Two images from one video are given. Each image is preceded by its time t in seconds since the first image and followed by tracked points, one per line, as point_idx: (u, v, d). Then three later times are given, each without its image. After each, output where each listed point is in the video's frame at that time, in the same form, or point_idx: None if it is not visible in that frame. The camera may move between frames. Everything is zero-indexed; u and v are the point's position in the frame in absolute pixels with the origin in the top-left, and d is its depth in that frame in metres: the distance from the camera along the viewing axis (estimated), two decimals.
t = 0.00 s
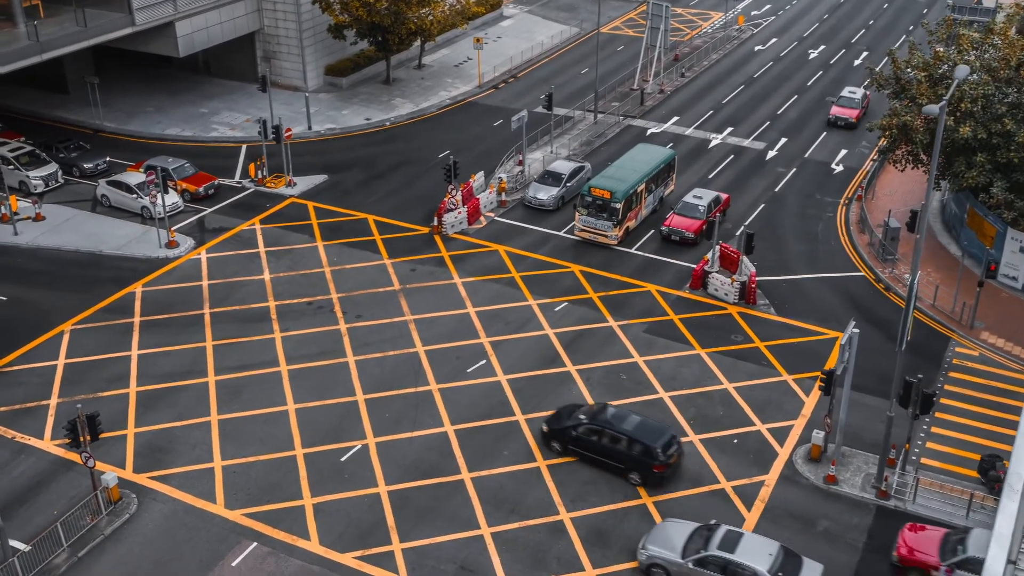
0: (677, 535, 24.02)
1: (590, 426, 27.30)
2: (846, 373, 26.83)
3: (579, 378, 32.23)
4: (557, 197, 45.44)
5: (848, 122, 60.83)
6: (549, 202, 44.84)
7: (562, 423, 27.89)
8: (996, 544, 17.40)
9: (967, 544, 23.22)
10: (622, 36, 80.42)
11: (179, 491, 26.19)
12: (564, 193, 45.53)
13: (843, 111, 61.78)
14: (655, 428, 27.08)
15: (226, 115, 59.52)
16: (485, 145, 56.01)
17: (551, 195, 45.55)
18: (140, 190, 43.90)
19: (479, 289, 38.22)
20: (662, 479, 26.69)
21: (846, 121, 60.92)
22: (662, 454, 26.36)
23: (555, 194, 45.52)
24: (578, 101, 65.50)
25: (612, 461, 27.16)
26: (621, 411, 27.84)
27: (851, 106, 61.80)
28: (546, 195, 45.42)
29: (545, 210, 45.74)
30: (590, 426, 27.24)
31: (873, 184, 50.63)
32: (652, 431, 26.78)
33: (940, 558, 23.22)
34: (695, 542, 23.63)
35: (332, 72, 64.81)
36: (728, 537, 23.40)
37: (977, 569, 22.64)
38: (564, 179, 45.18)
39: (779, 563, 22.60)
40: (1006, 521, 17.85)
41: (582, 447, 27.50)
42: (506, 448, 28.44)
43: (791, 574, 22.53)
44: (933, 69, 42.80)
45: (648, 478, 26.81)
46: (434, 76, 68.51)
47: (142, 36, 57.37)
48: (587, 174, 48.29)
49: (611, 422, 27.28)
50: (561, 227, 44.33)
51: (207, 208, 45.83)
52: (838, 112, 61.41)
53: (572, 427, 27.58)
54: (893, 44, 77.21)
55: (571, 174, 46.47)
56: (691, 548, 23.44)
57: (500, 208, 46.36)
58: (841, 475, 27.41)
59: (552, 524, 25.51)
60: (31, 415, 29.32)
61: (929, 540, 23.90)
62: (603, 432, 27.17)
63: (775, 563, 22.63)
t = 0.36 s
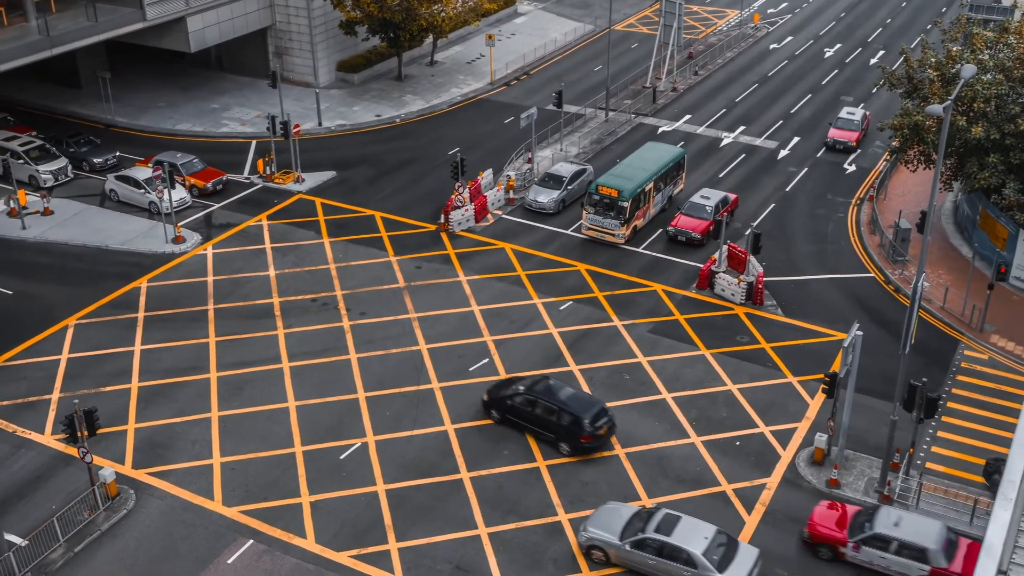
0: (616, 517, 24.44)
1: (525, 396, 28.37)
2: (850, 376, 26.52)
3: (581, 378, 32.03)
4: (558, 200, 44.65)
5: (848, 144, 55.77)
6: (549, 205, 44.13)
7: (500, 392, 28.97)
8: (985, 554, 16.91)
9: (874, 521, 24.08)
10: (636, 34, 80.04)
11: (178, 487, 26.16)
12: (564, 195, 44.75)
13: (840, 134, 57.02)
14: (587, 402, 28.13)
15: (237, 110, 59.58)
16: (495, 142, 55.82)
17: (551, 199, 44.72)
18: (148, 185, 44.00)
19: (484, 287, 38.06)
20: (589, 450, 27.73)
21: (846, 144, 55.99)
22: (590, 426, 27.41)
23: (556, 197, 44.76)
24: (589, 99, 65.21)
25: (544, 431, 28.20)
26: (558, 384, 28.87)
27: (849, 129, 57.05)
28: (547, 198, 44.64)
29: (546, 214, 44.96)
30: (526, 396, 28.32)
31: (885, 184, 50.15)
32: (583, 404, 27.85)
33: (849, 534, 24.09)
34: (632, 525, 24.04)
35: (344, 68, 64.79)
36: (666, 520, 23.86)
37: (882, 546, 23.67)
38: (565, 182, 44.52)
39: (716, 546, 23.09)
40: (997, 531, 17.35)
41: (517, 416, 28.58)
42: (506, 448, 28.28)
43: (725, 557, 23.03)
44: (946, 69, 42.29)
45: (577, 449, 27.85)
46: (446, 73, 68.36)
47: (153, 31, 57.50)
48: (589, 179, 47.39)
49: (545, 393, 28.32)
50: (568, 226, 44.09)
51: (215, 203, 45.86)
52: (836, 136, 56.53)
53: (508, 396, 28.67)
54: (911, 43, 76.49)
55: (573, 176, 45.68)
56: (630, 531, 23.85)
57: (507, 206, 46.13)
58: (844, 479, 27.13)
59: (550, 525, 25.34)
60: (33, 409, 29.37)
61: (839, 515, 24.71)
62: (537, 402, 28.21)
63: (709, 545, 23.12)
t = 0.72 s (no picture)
0: (554, 496, 24.78)
1: (472, 364, 29.63)
2: (854, 378, 26.22)
3: (584, 378, 31.86)
4: (560, 202, 44.10)
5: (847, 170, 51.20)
6: (551, 207, 43.65)
7: (452, 360, 30.28)
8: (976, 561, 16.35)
9: (788, 495, 24.72)
10: (651, 32, 79.68)
11: (177, 482, 26.15)
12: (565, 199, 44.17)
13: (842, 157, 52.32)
14: (530, 373, 29.18)
15: (248, 106, 59.64)
16: (505, 139, 55.66)
17: (553, 201, 44.14)
18: (156, 180, 44.12)
19: (489, 285, 37.93)
20: (527, 419, 28.75)
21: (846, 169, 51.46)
22: (528, 395, 28.46)
23: (558, 200, 44.19)
24: (601, 97, 64.97)
25: (487, 399, 29.37)
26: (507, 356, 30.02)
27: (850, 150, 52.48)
28: (548, 200, 44.11)
29: (546, 216, 44.36)
30: (472, 364, 29.57)
31: (898, 184, 49.67)
32: (525, 374, 28.94)
33: (762, 508, 24.69)
34: (570, 505, 24.36)
35: (356, 64, 64.79)
36: (602, 500, 24.19)
37: (793, 520, 24.29)
38: (567, 183, 44.07)
39: (649, 525, 23.40)
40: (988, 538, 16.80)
41: (464, 383, 29.84)
42: (507, 447, 28.17)
43: (659, 535, 23.32)
44: (958, 68, 41.76)
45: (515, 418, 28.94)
46: (459, 70, 68.24)
47: (165, 27, 57.66)
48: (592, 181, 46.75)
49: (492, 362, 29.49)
50: (576, 224, 43.87)
51: (223, 199, 45.92)
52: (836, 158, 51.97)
53: (458, 363, 29.96)
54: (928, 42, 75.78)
55: (576, 179, 45.09)
56: (567, 510, 24.18)
57: (515, 203, 45.94)
58: (846, 482, 26.85)
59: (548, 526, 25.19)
60: (35, 403, 29.45)
61: (755, 491, 25.31)
62: (483, 371, 29.42)
63: (644, 524, 23.42)
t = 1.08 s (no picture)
0: (489, 473, 25.39)
1: (431, 331, 31.20)
2: (857, 380, 25.97)
3: (587, 378, 31.69)
4: (562, 204, 43.52)
5: (852, 199, 46.68)
6: (553, 208, 43.18)
7: (415, 327, 31.89)
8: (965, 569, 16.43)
9: (708, 470, 25.42)
10: (665, 30, 79.33)
11: (175, 479, 26.16)
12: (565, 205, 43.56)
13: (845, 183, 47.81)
14: (483, 343, 30.57)
15: (259, 102, 59.70)
16: (515, 137, 55.49)
17: (555, 202, 43.57)
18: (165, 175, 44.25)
19: (494, 284, 37.80)
20: (475, 387, 30.18)
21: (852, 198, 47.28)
22: (477, 364, 29.88)
23: (560, 202, 43.56)
24: (613, 95, 64.70)
25: (442, 366, 30.88)
26: (466, 327, 31.44)
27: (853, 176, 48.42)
28: (551, 201, 43.50)
29: (548, 218, 43.83)
30: (431, 331, 31.15)
31: (910, 185, 49.17)
32: (478, 344, 30.36)
33: (683, 483, 25.44)
34: (502, 481, 24.99)
35: (367, 61, 64.78)
36: (533, 477, 24.77)
37: (710, 494, 25.00)
38: (570, 185, 43.60)
39: (576, 502, 24.02)
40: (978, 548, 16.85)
41: (423, 349, 31.43)
42: (506, 447, 28.05)
43: (585, 511, 23.99)
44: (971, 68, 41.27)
45: (465, 385, 30.37)
46: (471, 67, 68.11)
47: (177, 22, 57.80)
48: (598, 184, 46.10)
49: (449, 331, 30.97)
50: (583, 224, 43.59)
51: (231, 195, 45.97)
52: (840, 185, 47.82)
53: (419, 329, 31.56)
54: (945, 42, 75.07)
55: (579, 180, 44.48)
56: (499, 486, 24.79)
57: (522, 202, 45.73)
58: (849, 486, 26.58)
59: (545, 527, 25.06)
60: (37, 397, 29.55)
61: (680, 466, 26.08)
62: (441, 339, 30.94)
63: (572, 501, 24.03)
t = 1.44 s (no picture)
0: (420, 447, 26.20)
1: (403, 298, 32.90)
2: (859, 383, 25.66)
3: (588, 379, 31.55)
4: (565, 206, 43.15)
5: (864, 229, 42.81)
6: (556, 209, 42.85)
7: (393, 295, 33.67)
8: None
9: (634, 444, 26.24)
10: (679, 28, 78.96)
11: (174, 476, 26.18)
12: (570, 204, 43.28)
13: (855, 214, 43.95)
14: (448, 314, 32.08)
15: (269, 99, 59.75)
16: (524, 135, 55.32)
17: (558, 204, 43.22)
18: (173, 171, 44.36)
19: (498, 283, 37.68)
20: (437, 354, 31.65)
21: (864, 229, 43.14)
22: (438, 331, 31.39)
23: (564, 203, 43.24)
24: (624, 94, 64.45)
25: (410, 333, 32.54)
26: (438, 298, 32.97)
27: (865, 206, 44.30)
28: (553, 203, 43.16)
29: (551, 220, 43.50)
30: (403, 298, 32.87)
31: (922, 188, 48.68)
32: (443, 313, 31.88)
33: (610, 454, 26.34)
34: (431, 453, 25.75)
35: (379, 58, 64.79)
36: (461, 450, 25.52)
37: (635, 466, 25.84)
38: (574, 186, 43.27)
39: (501, 475, 24.79)
40: None
41: (396, 315, 33.19)
42: (505, 448, 27.97)
43: (509, 484, 24.74)
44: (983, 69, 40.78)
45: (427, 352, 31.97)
46: (483, 64, 67.99)
47: (189, 19, 57.95)
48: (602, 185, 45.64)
49: (420, 300, 32.59)
50: (590, 224, 43.40)
51: (238, 191, 46.04)
52: (848, 215, 43.92)
53: (394, 297, 33.35)
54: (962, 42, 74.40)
55: (582, 181, 44.07)
56: (428, 459, 25.54)
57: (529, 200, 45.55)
58: (850, 491, 26.33)
59: (542, 529, 24.94)
60: (39, 393, 29.66)
61: (612, 440, 26.99)
62: (411, 307, 32.60)
63: (496, 475, 24.78)
